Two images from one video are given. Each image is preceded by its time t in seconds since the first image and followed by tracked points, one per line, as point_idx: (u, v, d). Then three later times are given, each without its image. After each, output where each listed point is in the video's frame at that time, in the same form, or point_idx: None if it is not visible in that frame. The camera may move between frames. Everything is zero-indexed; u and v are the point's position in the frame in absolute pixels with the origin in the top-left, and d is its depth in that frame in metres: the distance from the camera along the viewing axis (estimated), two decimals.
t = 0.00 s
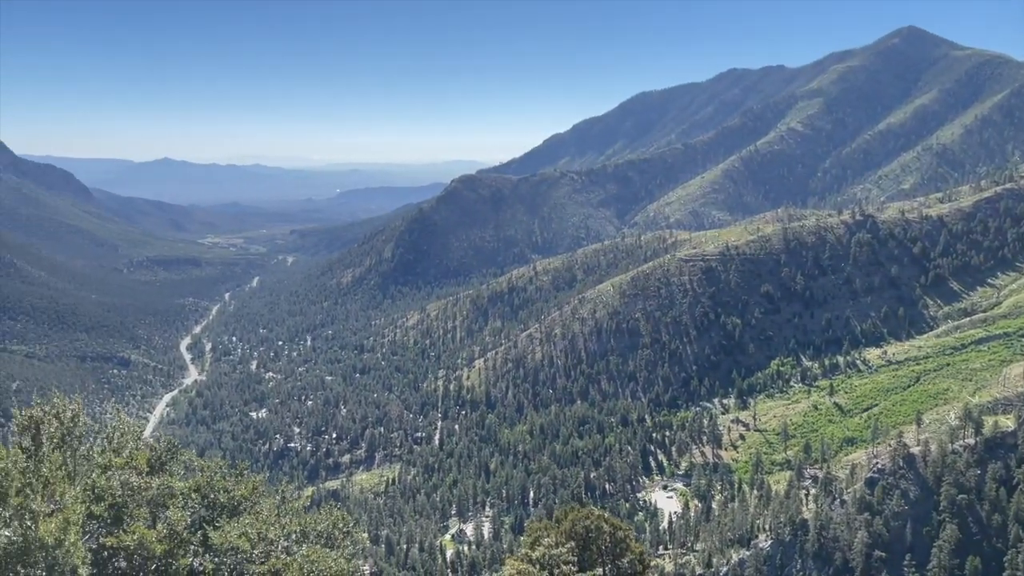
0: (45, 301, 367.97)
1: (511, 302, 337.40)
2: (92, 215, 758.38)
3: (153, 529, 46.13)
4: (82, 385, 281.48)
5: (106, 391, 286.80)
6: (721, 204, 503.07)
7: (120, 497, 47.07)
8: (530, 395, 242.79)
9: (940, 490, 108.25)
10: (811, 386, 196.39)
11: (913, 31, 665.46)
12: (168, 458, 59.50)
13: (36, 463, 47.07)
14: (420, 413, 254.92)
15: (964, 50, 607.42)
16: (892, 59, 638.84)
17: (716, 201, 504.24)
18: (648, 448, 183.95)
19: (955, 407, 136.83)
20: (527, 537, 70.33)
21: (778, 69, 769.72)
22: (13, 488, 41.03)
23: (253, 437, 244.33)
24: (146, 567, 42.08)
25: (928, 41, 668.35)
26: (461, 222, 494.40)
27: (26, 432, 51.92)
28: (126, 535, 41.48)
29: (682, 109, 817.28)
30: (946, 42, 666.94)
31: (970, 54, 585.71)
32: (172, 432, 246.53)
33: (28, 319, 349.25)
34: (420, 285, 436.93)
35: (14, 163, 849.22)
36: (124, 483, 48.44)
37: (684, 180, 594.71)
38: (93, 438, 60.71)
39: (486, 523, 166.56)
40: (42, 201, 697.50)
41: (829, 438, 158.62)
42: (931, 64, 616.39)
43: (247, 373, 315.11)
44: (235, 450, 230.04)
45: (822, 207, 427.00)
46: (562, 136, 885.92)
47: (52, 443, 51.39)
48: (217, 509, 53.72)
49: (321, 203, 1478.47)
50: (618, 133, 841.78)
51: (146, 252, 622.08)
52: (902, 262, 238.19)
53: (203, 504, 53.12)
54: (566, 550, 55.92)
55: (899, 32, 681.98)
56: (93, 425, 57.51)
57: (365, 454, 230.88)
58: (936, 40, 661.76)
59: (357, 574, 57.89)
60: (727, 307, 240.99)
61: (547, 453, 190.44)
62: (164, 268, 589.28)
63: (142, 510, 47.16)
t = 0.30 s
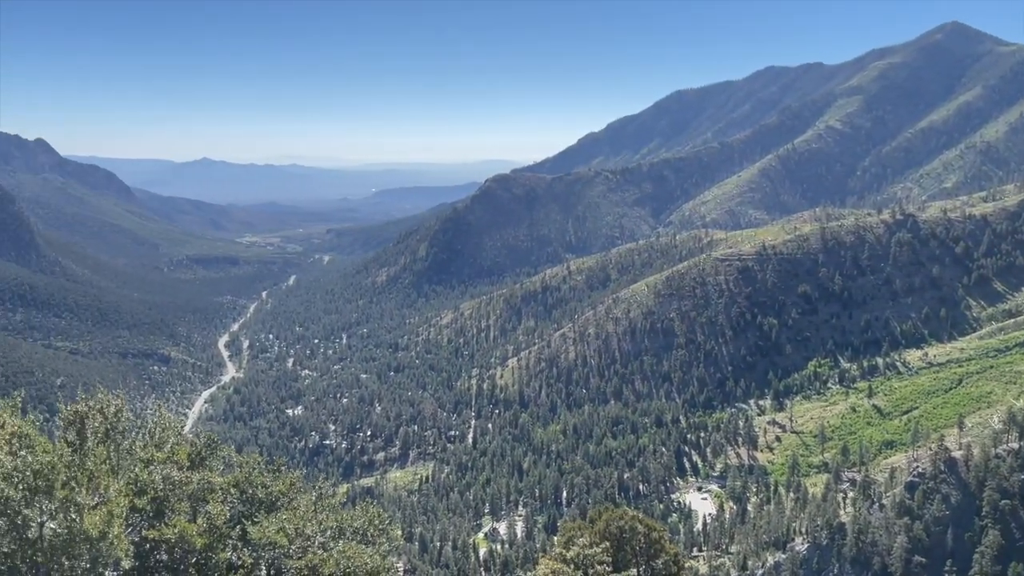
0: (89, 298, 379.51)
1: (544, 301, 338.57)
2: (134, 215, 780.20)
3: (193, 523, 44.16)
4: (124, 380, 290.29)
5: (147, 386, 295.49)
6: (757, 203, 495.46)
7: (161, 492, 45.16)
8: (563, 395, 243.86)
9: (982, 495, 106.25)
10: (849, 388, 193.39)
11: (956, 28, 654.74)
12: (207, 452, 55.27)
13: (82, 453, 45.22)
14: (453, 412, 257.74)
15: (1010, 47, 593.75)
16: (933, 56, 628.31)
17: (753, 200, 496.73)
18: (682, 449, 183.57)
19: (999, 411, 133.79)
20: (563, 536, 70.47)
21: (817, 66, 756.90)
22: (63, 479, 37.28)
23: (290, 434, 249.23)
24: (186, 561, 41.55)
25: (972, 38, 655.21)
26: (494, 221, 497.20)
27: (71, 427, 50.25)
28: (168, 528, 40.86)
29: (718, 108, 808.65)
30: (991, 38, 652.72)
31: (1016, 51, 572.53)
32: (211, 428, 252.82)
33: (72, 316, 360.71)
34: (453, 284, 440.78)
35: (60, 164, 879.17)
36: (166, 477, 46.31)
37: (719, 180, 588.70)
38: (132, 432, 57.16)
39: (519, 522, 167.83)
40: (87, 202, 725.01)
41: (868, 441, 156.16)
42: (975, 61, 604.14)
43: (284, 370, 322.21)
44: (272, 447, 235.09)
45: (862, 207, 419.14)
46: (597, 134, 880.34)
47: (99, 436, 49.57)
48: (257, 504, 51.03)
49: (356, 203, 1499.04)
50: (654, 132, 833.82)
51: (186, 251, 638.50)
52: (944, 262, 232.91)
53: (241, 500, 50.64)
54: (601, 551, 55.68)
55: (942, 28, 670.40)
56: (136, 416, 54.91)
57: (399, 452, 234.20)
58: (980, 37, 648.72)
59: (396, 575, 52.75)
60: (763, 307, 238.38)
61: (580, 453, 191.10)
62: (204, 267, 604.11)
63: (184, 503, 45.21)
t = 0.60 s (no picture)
0: (128, 296, 389.38)
1: (576, 301, 339.07)
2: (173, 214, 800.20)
3: (230, 518, 45.29)
4: (163, 376, 298.11)
5: (185, 383, 303.28)
6: (793, 202, 487.46)
7: (200, 487, 45.95)
8: (595, 395, 244.59)
9: None
10: (886, 390, 190.45)
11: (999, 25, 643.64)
12: (245, 450, 56.96)
13: (123, 450, 45.58)
14: (485, 410, 260.01)
15: None
16: (975, 53, 616.62)
17: (788, 200, 489.21)
18: (716, 450, 183.01)
19: None
20: (597, 535, 71.95)
21: (856, 62, 742.38)
22: (106, 472, 38.16)
23: (324, 431, 253.77)
24: (223, 555, 42.29)
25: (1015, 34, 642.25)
26: (526, 221, 498.59)
27: (114, 422, 50.87)
28: (206, 523, 41.47)
29: (754, 107, 799.53)
30: None
31: None
32: (247, 424, 258.65)
33: (113, 313, 370.84)
34: (485, 283, 443.65)
35: (101, 164, 900.68)
36: (204, 472, 47.20)
37: (754, 179, 582.21)
38: (171, 427, 57.32)
39: (550, 522, 168.98)
40: (127, 203, 745.83)
41: (905, 444, 154.04)
42: (1018, 58, 592.14)
43: (318, 368, 328.21)
44: (306, 443, 239.73)
45: (902, 206, 411.43)
46: (630, 133, 873.70)
47: (138, 433, 49.99)
48: (292, 500, 53.22)
49: (389, 202, 1516.01)
50: (688, 131, 825.07)
51: (222, 250, 653.09)
52: (986, 262, 227.42)
53: (278, 494, 52.78)
54: (634, 551, 56.61)
55: (985, 25, 658.05)
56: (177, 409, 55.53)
57: (431, 451, 237.16)
58: None
59: (428, 570, 55.67)
60: (798, 307, 235.30)
61: (612, 453, 191.42)
62: (240, 266, 617.53)
63: (222, 499, 46.37)
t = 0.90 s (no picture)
0: (166, 294, 400.65)
1: (609, 300, 338.66)
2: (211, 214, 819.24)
3: (268, 515, 43.22)
4: (201, 373, 306.04)
5: (222, 380, 310.97)
6: (829, 202, 478.14)
7: (238, 482, 43.66)
8: (627, 395, 244.54)
9: None
10: (926, 393, 187.11)
11: None
12: (281, 445, 52.89)
13: (162, 444, 43.26)
14: (517, 410, 261.63)
15: None
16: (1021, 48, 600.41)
17: (825, 199, 480.65)
18: (751, 452, 181.67)
19: None
20: (630, 538, 72.30)
21: (896, 59, 727.04)
22: (149, 466, 37.54)
23: (357, 428, 257.96)
24: (260, 551, 40.19)
25: None
26: (558, 221, 498.91)
27: (153, 418, 47.77)
28: (244, 519, 39.49)
29: (789, 107, 788.19)
30: None
31: None
32: (282, 421, 264.43)
33: (152, 311, 381.37)
34: (518, 283, 445.77)
35: (141, 164, 921.28)
36: (241, 468, 44.86)
37: (790, 178, 573.96)
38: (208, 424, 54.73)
39: (582, 522, 169.92)
40: (166, 202, 763.43)
41: (945, 448, 151.54)
42: None
43: (352, 366, 333.78)
44: (340, 440, 244.24)
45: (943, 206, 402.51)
46: (664, 133, 865.20)
47: (178, 428, 47.00)
48: (326, 497, 49.05)
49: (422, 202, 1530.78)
50: (724, 130, 814.17)
51: (258, 249, 666.92)
52: None
53: (315, 491, 49.10)
54: (667, 553, 57.26)
55: None
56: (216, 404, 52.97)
57: (463, 450, 239.82)
58: None
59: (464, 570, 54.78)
60: (835, 308, 231.72)
61: (644, 455, 191.45)
62: (276, 265, 630.02)
63: (259, 495, 44.10)
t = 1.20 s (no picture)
0: (204, 293, 412.28)
1: (643, 301, 337.88)
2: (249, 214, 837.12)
3: (305, 511, 44.52)
4: (238, 370, 313.59)
5: (258, 377, 318.14)
6: (868, 202, 468.35)
7: (275, 479, 45.08)
8: (661, 397, 244.20)
9: None
10: (967, 397, 184.05)
11: None
12: (318, 442, 54.31)
13: (204, 441, 44.10)
14: (550, 410, 263.11)
15: None
16: None
17: (864, 199, 470.83)
18: (787, 455, 180.17)
19: None
20: (665, 538, 73.21)
21: (939, 57, 711.16)
22: (190, 462, 38.50)
23: (392, 426, 262.18)
24: (297, 546, 41.41)
25: None
26: (592, 221, 498.62)
27: (195, 414, 48.40)
28: (281, 515, 40.58)
29: (827, 107, 774.57)
30: None
31: None
32: (318, 418, 269.96)
33: (191, 309, 391.83)
34: (551, 283, 446.97)
35: (181, 164, 943.23)
36: (278, 465, 46.50)
37: (828, 178, 564.40)
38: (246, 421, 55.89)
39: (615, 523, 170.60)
40: (206, 203, 782.41)
41: (987, 453, 149.14)
42: None
43: (386, 365, 339.02)
44: (375, 438, 248.52)
45: (987, 206, 392.30)
46: (699, 132, 855.97)
47: (217, 425, 47.56)
48: (364, 495, 49.20)
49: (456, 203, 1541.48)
50: (761, 130, 802.29)
51: (294, 249, 679.52)
52: None
53: (350, 489, 49.11)
54: (703, 556, 58.15)
55: None
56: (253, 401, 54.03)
57: (496, 450, 242.18)
58: None
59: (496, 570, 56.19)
60: (874, 310, 228.09)
61: (678, 456, 191.35)
62: (312, 264, 641.24)
63: (297, 491, 45.47)
